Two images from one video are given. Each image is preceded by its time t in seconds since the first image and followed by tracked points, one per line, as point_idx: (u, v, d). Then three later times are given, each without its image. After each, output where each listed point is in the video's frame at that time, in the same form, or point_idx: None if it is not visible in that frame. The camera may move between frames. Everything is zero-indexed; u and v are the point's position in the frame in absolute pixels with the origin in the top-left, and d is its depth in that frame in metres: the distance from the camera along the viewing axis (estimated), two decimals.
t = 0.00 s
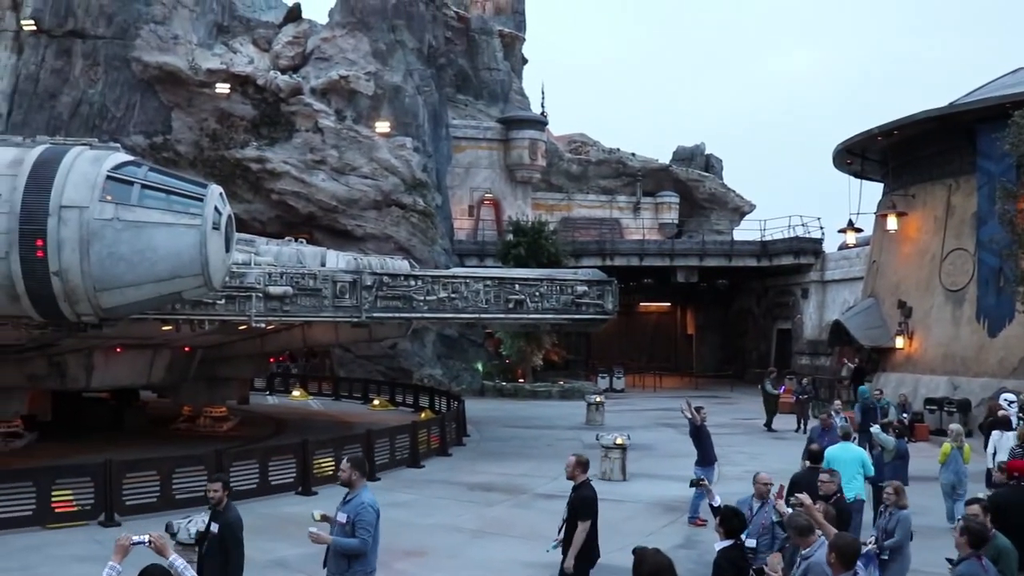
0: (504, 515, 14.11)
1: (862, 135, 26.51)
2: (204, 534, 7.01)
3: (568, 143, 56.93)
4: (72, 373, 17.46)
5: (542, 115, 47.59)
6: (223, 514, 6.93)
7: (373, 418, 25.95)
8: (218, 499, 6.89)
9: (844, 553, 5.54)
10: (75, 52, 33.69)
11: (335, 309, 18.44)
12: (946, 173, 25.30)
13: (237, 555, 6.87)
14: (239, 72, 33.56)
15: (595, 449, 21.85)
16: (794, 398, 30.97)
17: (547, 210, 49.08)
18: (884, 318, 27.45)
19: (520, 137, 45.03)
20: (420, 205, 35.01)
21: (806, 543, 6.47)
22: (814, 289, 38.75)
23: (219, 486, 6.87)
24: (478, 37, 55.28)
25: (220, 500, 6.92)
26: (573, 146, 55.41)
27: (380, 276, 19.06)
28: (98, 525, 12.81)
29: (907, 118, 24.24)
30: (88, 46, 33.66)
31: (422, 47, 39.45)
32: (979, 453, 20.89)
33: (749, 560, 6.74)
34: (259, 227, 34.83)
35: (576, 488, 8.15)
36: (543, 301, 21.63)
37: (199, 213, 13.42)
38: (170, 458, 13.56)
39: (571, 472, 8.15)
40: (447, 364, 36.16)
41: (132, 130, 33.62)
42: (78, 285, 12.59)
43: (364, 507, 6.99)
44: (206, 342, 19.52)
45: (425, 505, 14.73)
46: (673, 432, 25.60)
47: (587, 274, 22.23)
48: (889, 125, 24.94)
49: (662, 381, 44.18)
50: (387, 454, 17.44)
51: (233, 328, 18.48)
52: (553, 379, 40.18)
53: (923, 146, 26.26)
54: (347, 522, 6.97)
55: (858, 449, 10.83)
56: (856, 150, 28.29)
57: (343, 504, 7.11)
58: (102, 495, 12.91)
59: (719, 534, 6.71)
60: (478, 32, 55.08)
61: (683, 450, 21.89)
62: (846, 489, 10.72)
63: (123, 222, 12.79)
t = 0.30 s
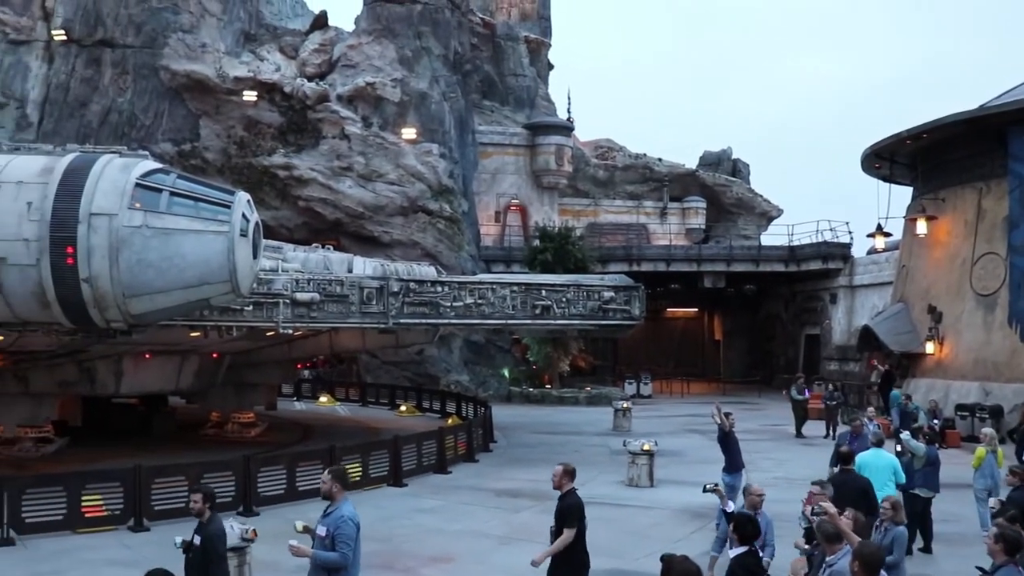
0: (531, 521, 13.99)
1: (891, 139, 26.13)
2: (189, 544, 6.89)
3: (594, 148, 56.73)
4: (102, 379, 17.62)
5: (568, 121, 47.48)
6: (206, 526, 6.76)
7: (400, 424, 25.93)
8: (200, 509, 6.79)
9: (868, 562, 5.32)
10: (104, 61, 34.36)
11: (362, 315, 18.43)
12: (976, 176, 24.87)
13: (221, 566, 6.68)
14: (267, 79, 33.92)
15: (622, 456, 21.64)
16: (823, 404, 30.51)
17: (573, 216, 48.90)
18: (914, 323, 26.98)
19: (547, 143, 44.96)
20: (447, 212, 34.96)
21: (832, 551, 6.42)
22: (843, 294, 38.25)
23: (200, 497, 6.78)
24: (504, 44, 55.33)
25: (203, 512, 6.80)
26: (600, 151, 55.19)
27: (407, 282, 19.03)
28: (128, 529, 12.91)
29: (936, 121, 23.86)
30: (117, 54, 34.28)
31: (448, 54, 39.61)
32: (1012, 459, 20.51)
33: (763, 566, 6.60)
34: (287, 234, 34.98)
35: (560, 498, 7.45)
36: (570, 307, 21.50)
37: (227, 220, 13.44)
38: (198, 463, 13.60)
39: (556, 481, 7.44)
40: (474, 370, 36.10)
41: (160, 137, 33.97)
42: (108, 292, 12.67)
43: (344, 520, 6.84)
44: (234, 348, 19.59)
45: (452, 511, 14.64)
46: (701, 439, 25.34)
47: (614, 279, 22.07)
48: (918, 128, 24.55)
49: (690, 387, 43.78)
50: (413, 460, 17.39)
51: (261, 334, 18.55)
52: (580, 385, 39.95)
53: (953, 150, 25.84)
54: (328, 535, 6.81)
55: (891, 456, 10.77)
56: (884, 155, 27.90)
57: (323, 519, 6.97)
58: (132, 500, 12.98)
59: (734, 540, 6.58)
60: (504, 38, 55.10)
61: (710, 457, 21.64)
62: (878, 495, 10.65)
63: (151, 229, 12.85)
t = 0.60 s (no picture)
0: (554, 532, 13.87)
1: (915, 148, 25.80)
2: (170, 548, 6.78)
3: (616, 159, 56.61)
4: (126, 390, 17.72)
5: (590, 131, 47.39)
6: (184, 530, 6.64)
7: (422, 435, 25.85)
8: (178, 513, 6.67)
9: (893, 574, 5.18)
10: (128, 74, 34.67)
11: (384, 326, 18.40)
12: (1002, 185, 24.49)
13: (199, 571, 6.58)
14: (289, 91, 33.87)
15: (645, 466, 21.45)
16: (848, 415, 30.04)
17: (595, 226, 48.74)
18: (940, 334, 26.61)
19: (568, 153, 44.96)
20: (469, 222, 35.22)
21: (853, 565, 6.26)
22: (867, 304, 37.82)
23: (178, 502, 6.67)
24: (525, 55, 55.45)
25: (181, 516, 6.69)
26: (621, 162, 55.04)
27: (429, 293, 19.00)
28: (151, 539, 12.91)
29: (961, 130, 23.53)
30: (141, 67, 34.61)
31: (470, 65, 39.58)
32: None
33: None
34: (310, 245, 35.09)
35: (551, 504, 7.53)
36: (592, 317, 21.38)
37: (249, 231, 13.46)
38: (221, 473, 13.59)
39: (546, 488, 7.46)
40: (496, 381, 36.04)
41: (184, 149, 34.25)
42: (131, 302, 12.70)
43: (318, 528, 6.72)
44: (257, 358, 19.60)
45: (475, 521, 14.55)
46: (724, 450, 25.09)
47: (636, 290, 21.92)
48: (943, 137, 24.22)
49: (714, 398, 43.32)
50: (436, 471, 17.32)
51: (283, 345, 18.56)
52: (602, 396, 39.70)
53: (978, 158, 25.47)
54: (300, 544, 6.69)
55: (915, 467, 10.54)
56: (908, 164, 27.56)
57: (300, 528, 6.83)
58: (155, 510, 12.97)
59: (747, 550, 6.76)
60: (526, 49, 55.14)
61: (734, 468, 21.40)
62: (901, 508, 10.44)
63: (175, 240, 12.89)
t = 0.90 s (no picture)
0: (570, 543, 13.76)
1: (932, 156, 25.56)
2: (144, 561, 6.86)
3: (632, 168, 56.49)
4: (143, 400, 17.76)
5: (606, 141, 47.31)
6: (155, 544, 6.68)
7: (438, 445, 25.80)
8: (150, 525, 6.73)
9: None
10: (146, 85, 34.94)
11: (400, 336, 18.38)
12: (1021, 193, 24.19)
13: None
14: (306, 103, 34.08)
15: (661, 477, 21.29)
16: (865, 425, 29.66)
17: (612, 236, 48.54)
18: (959, 343, 26.33)
19: (585, 163, 44.92)
20: (485, 232, 35.23)
21: None
22: (885, 313, 37.48)
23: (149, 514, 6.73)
24: (541, 65, 55.55)
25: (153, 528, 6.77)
26: (638, 171, 54.90)
27: (446, 303, 18.96)
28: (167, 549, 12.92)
29: (978, 138, 23.27)
30: (159, 78, 34.87)
31: (485, 75, 39.57)
32: None
33: None
34: (326, 255, 35.19)
35: (545, 519, 7.39)
36: (608, 327, 21.27)
37: (266, 242, 13.49)
38: (237, 483, 13.60)
39: (542, 503, 7.29)
40: (512, 391, 35.96)
41: (201, 160, 34.49)
42: (149, 313, 12.74)
43: (285, 543, 6.62)
44: (273, 368, 19.64)
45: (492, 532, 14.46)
46: (742, 460, 24.87)
47: (653, 299, 21.79)
48: (961, 145, 23.97)
49: (730, 408, 43.01)
50: (452, 481, 17.25)
51: (300, 355, 18.57)
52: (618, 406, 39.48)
53: (997, 166, 25.16)
54: (268, 559, 6.57)
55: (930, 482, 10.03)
56: (926, 172, 27.31)
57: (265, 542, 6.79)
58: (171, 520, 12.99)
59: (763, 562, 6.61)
60: (541, 59, 55.18)
61: (752, 478, 21.19)
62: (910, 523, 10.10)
63: (192, 250, 12.92)
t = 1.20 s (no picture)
0: (588, 556, 13.63)
1: (951, 167, 25.32)
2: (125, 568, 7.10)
3: (649, 180, 56.37)
4: (161, 412, 17.80)
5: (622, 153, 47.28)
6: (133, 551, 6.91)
7: (455, 458, 25.73)
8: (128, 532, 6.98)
9: None
10: (165, 99, 35.21)
11: (417, 349, 18.34)
12: None
13: None
14: (323, 116, 34.42)
15: (679, 490, 21.11)
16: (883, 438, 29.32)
17: (629, 248, 48.37)
18: (980, 355, 26.01)
19: (601, 175, 44.87)
20: (502, 245, 35.16)
21: None
22: (904, 325, 37.12)
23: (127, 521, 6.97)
24: (558, 78, 55.65)
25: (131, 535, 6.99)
26: (654, 183, 54.77)
27: (463, 315, 18.92)
28: (185, 561, 12.88)
29: (997, 148, 23.02)
30: (178, 92, 35.16)
31: (501, 88, 39.64)
32: None
33: None
34: (343, 267, 35.29)
35: (549, 536, 7.32)
36: (625, 339, 21.16)
37: (283, 254, 13.50)
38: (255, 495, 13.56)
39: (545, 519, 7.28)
40: (530, 404, 35.88)
41: (219, 173, 34.75)
42: (167, 325, 12.79)
43: (256, 550, 6.62)
44: (291, 381, 19.67)
45: (509, 545, 14.36)
46: (760, 473, 24.64)
47: (670, 311, 21.66)
48: (980, 156, 23.73)
49: (748, 421, 42.64)
50: (469, 494, 17.17)
51: (317, 367, 18.56)
52: (635, 418, 39.26)
53: (1017, 177, 24.88)
54: (239, 567, 6.61)
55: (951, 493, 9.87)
56: (945, 183, 27.08)
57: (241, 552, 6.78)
58: (189, 531, 12.95)
59: None
60: (558, 71, 55.26)
61: (770, 491, 20.96)
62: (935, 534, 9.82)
63: (210, 263, 12.95)
